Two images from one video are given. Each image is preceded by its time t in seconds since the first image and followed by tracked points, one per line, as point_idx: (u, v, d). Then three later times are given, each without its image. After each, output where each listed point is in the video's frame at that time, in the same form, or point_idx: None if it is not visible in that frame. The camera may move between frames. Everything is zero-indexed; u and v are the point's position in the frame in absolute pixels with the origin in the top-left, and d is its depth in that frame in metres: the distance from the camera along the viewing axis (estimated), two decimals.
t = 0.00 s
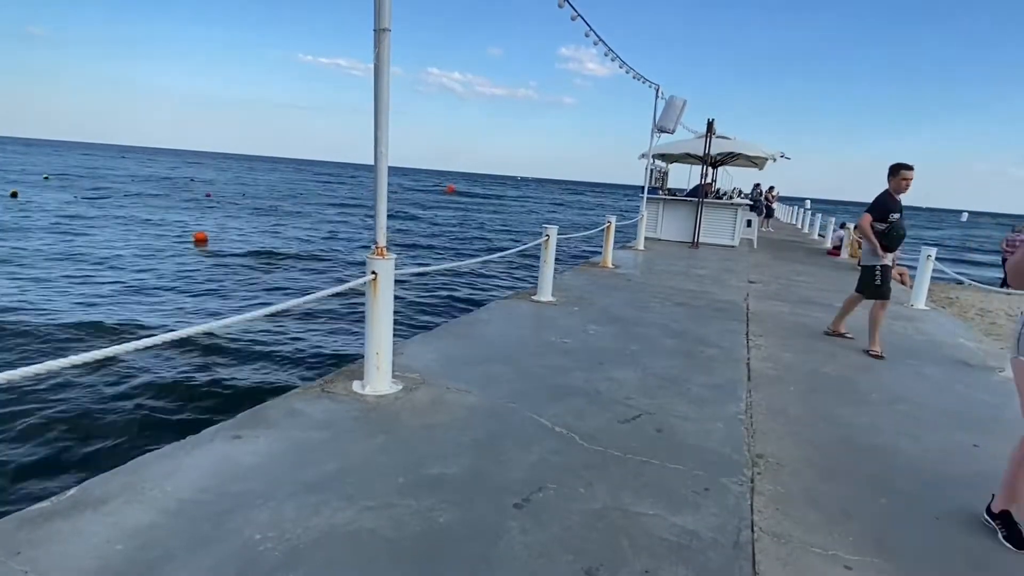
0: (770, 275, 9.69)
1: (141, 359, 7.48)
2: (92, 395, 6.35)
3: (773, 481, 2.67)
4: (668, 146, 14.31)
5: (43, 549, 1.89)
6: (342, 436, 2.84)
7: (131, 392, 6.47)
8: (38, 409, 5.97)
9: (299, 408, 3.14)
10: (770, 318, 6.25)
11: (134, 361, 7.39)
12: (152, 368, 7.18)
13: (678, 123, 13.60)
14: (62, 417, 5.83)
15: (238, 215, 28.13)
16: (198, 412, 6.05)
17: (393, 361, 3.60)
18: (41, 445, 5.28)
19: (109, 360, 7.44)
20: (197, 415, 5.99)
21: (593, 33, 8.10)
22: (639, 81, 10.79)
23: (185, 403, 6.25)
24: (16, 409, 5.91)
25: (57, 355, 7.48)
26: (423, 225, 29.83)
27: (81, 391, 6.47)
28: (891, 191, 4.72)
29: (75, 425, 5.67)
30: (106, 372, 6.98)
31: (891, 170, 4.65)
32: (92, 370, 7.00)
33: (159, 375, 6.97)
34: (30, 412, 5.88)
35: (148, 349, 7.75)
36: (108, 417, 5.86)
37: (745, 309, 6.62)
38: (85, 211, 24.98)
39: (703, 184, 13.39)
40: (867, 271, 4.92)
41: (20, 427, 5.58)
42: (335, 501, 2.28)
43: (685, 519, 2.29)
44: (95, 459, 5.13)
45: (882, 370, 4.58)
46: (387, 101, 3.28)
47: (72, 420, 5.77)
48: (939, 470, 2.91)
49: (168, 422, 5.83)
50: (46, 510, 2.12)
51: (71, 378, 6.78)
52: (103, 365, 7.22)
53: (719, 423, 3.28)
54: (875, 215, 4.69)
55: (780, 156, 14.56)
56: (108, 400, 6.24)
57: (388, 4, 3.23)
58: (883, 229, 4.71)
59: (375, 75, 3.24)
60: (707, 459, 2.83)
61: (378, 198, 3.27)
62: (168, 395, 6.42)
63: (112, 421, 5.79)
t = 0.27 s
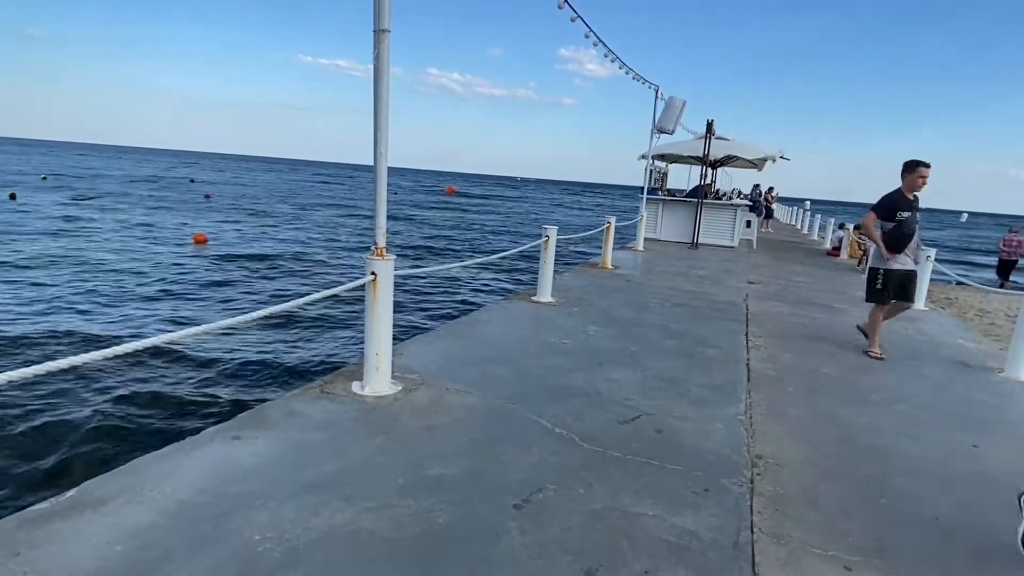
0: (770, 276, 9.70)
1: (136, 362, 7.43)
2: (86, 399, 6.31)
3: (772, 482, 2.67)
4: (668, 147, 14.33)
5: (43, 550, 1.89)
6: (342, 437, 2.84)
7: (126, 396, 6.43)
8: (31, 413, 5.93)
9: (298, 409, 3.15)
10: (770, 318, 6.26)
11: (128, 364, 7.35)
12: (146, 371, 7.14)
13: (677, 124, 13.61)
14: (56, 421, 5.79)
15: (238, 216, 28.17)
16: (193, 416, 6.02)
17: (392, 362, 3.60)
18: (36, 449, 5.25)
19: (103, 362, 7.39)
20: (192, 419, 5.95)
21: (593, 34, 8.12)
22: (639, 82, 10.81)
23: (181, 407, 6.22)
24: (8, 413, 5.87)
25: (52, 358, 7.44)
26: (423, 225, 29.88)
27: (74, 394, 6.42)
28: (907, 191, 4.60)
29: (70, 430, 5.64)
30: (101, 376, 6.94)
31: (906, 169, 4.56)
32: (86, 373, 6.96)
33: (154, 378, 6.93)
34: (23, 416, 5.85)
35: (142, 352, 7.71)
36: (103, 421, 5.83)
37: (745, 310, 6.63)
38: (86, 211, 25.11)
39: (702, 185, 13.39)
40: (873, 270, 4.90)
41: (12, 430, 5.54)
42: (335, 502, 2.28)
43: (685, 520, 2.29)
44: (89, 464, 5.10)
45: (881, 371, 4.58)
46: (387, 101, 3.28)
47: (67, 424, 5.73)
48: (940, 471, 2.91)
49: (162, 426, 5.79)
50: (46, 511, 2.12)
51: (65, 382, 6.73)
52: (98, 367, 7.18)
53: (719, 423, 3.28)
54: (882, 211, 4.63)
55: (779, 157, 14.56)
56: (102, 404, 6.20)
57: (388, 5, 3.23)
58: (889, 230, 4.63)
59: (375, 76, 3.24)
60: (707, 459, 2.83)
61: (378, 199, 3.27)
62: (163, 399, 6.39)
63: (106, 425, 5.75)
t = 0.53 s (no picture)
0: (770, 276, 9.70)
1: (134, 362, 7.41)
2: (84, 399, 6.29)
3: (772, 482, 2.67)
4: (668, 147, 14.34)
5: (42, 550, 1.89)
6: (342, 437, 2.84)
7: (122, 397, 6.40)
8: (28, 413, 5.90)
9: (297, 409, 3.15)
10: (769, 319, 6.26)
11: (126, 364, 7.32)
12: (144, 372, 7.11)
13: (677, 124, 13.62)
14: (54, 421, 5.77)
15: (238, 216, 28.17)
16: (192, 416, 6.00)
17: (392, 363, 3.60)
18: (33, 449, 5.22)
19: (101, 363, 7.37)
20: (190, 419, 5.94)
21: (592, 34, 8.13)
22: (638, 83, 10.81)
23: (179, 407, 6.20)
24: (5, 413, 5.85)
25: (48, 359, 7.39)
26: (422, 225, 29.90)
27: (71, 394, 6.40)
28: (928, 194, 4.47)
29: (67, 430, 5.61)
30: (99, 376, 6.92)
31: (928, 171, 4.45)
32: (84, 374, 6.93)
33: (151, 378, 6.91)
34: (21, 416, 5.82)
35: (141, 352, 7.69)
36: (100, 421, 5.80)
37: (745, 310, 6.63)
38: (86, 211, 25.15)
39: (702, 185, 13.40)
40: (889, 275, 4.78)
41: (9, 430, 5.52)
42: (335, 502, 2.28)
43: (685, 521, 2.29)
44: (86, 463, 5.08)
45: (881, 371, 4.58)
46: (386, 102, 3.28)
47: (64, 425, 5.71)
48: (939, 471, 2.92)
49: (160, 426, 5.77)
50: (45, 511, 2.12)
51: (63, 382, 6.70)
52: (95, 368, 7.16)
53: (719, 424, 3.28)
54: (892, 213, 4.57)
55: (779, 157, 14.57)
56: (100, 404, 6.17)
57: (387, 5, 3.23)
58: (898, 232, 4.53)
59: (375, 77, 3.24)
60: (707, 460, 2.84)
61: (378, 199, 3.27)
62: (162, 399, 6.37)
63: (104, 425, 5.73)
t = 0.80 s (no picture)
0: (770, 276, 9.71)
1: (133, 363, 7.41)
2: (84, 400, 6.29)
3: (772, 482, 2.67)
4: (668, 148, 14.34)
5: (41, 551, 1.89)
6: (341, 438, 2.84)
7: (121, 398, 6.38)
8: (28, 414, 5.91)
9: (297, 409, 3.14)
10: (770, 319, 6.26)
11: (126, 365, 7.33)
12: (143, 373, 7.11)
13: (677, 124, 13.61)
14: (53, 423, 5.77)
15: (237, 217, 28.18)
16: (192, 417, 6.00)
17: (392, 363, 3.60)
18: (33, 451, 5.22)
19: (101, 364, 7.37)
20: (191, 420, 5.94)
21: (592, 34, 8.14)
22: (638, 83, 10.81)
23: (179, 408, 6.20)
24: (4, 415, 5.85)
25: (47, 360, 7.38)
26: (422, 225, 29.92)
27: (71, 395, 6.40)
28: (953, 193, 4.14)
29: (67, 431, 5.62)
30: (98, 377, 6.92)
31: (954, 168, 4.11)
32: (83, 375, 6.93)
33: (151, 380, 6.91)
34: (20, 418, 5.82)
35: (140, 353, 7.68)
36: (100, 422, 5.81)
37: (745, 311, 6.64)
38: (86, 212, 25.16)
39: (702, 185, 13.40)
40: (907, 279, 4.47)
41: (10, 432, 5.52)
42: (334, 503, 2.27)
43: (685, 521, 2.29)
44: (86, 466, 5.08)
45: (881, 372, 4.58)
46: (386, 102, 3.28)
47: (64, 426, 5.71)
48: (939, 471, 2.92)
49: (160, 428, 5.77)
50: (44, 512, 2.12)
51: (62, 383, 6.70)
52: (95, 368, 7.16)
53: (718, 424, 3.28)
54: (912, 213, 4.25)
55: (779, 157, 14.57)
56: (100, 406, 6.18)
57: (387, 5, 3.22)
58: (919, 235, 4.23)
59: (375, 77, 3.24)
60: (706, 460, 2.83)
61: (378, 199, 3.26)
62: (162, 400, 6.37)
63: (104, 427, 5.73)
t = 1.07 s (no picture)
0: (770, 276, 9.71)
1: (133, 363, 7.41)
2: (82, 400, 6.28)
3: (772, 482, 2.67)
4: (668, 148, 14.33)
5: (41, 550, 1.89)
6: (341, 437, 2.84)
7: (119, 399, 6.37)
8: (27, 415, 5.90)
9: (297, 409, 3.14)
10: (770, 319, 6.27)
11: (125, 365, 7.33)
12: (143, 373, 7.11)
13: (677, 124, 13.61)
14: (52, 423, 5.76)
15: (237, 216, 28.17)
16: (191, 417, 6.00)
17: (392, 362, 3.60)
18: (32, 452, 5.22)
19: (100, 364, 7.37)
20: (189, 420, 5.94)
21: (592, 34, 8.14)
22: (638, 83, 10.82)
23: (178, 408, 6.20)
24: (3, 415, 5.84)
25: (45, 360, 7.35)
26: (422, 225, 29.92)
27: (70, 396, 6.40)
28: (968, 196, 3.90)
29: (66, 432, 5.61)
30: (97, 377, 6.91)
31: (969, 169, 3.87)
32: (82, 375, 6.92)
33: (150, 380, 6.90)
34: (20, 418, 5.82)
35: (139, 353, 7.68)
36: (99, 423, 5.80)
37: (745, 310, 6.64)
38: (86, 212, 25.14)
39: (702, 185, 13.40)
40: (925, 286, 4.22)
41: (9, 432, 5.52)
42: (334, 502, 2.27)
43: (684, 521, 2.29)
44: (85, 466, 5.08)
45: (881, 371, 4.58)
46: (386, 102, 3.28)
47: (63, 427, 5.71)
48: (939, 472, 2.92)
49: (158, 428, 5.76)
50: (44, 511, 2.12)
51: (62, 383, 6.70)
52: (94, 368, 7.15)
53: (719, 424, 3.28)
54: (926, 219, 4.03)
55: (779, 157, 14.57)
56: (99, 406, 6.17)
57: (387, 4, 3.22)
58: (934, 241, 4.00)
59: (374, 76, 3.24)
60: (706, 460, 2.83)
61: (378, 199, 3.26)
62: (160, 400, 6.36)
63: (102, 428, 5.72)
